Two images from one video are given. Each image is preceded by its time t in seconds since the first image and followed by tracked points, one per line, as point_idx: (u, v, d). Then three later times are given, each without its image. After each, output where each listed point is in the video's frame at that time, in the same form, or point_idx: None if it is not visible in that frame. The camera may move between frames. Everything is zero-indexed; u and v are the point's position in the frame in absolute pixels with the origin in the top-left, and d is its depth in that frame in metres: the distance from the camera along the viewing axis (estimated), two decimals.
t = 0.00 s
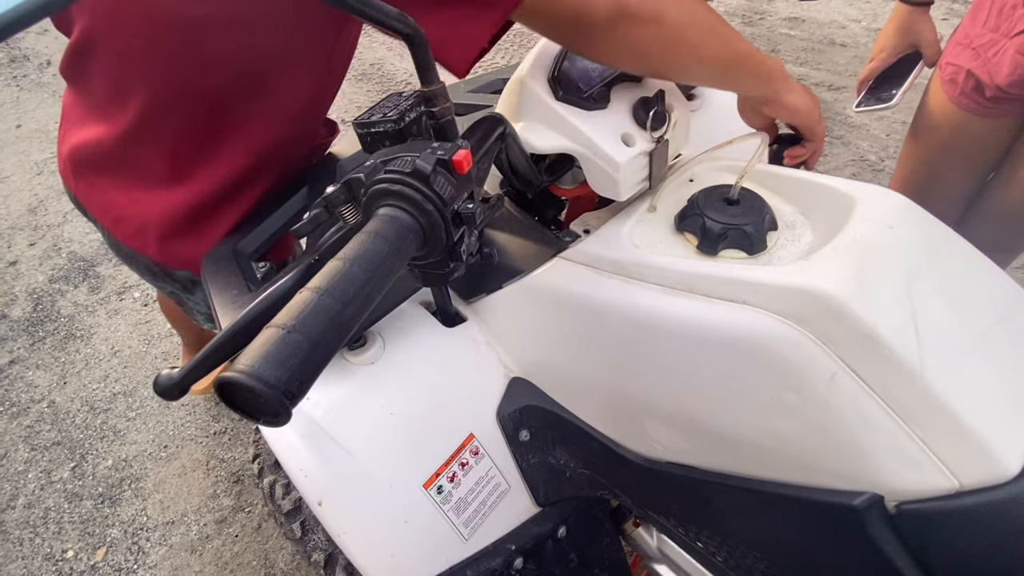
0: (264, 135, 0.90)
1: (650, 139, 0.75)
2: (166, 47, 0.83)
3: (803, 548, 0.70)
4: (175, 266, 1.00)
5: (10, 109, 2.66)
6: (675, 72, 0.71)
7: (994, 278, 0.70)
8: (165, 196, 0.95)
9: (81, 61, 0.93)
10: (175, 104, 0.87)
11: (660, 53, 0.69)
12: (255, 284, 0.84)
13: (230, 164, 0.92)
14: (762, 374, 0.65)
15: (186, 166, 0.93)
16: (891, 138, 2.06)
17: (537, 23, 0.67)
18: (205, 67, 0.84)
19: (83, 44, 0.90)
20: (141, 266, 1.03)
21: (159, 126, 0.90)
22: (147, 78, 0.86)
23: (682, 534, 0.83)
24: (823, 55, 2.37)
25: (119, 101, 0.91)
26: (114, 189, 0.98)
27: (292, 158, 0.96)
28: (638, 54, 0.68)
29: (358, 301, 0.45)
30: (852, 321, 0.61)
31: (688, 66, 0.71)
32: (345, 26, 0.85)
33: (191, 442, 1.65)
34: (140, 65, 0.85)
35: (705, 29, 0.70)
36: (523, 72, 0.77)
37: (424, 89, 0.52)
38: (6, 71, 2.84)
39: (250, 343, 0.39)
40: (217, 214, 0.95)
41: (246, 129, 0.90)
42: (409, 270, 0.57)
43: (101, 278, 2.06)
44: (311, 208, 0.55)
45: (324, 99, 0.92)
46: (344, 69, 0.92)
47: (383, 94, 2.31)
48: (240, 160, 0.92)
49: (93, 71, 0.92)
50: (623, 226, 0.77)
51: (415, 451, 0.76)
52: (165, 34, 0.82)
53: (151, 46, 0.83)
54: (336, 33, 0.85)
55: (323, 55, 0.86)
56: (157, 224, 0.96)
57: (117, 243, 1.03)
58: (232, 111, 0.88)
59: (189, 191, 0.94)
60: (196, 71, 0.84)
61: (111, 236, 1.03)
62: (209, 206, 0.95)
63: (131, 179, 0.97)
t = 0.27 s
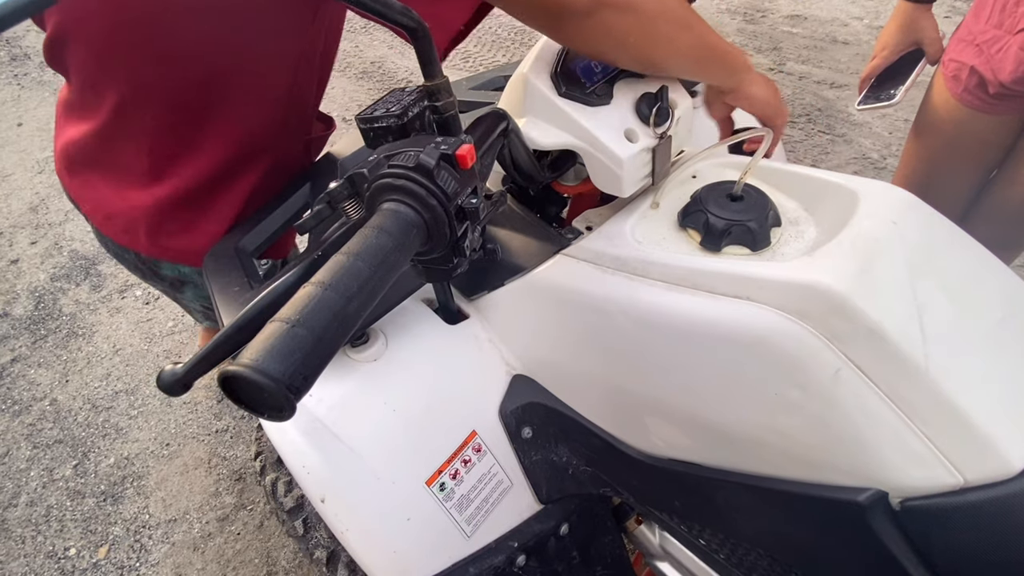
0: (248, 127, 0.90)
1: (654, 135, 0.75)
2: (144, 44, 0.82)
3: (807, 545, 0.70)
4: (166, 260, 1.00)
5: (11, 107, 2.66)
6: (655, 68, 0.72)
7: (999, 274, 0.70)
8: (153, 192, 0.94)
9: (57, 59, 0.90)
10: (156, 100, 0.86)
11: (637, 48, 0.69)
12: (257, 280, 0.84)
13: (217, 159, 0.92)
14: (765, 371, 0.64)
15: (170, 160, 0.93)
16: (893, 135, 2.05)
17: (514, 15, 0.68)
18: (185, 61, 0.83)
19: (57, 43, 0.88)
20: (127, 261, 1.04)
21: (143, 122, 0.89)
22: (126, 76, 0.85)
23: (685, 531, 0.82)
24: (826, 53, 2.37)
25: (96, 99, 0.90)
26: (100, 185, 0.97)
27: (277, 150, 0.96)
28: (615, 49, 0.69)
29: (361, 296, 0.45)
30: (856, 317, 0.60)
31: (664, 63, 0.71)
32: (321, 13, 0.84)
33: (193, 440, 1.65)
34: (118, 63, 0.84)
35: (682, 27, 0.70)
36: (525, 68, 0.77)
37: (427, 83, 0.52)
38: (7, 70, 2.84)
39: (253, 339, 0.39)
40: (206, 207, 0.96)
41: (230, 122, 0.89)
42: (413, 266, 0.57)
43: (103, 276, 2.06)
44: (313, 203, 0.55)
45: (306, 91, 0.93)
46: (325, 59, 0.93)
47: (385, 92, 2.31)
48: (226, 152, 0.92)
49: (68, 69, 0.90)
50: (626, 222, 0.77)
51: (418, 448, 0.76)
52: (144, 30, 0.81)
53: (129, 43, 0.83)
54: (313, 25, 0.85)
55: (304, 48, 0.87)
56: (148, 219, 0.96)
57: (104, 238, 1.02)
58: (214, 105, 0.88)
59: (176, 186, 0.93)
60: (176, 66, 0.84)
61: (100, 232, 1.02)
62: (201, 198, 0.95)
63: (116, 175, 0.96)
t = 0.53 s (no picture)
0: (241, 132, 0.89)
1: (654, 134, 0.75)
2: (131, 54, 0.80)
3: (807, 544, 0.69)
4: (168, 266, 0.99)
5: (12, 107, 2.66)
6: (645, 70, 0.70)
7: (1000, 273, 0.70)
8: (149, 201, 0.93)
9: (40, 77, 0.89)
10: (145, 111, 0.85)
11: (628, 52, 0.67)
12: (257, 278, 0.84)
13: (212, 166, 0.90)
14: (765, 370, 0.64)
15: (164, 169, 0.91)
16: (895, 134, 2.05)
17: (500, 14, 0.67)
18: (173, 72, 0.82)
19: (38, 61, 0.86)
20: (130, 268, 1.04)
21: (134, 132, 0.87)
22: (113, 87, 0.83)
23: (685, 531, 0.82)
24: (827, 52, 2.36)
25: (84, 111, 0.88)
26: (97, 195, 0.97)
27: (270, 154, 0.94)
28: (606, 52, 0.67)
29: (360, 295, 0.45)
30: (857, 316, 0.60)
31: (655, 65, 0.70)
32: (308, 13, 0.84)
33: (194, 440, 1.65)
34: (105, 75, 0.83)
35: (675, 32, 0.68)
36: (525, 67, 0.77)
37: (426, 81, 0.52)
38: (7, 70, 2.84)
39: (251, 337, 0.39)
40: (203, 213, 0.94)
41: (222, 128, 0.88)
42: (413, 265, 0.57)
43: (104, 276, 2.06)
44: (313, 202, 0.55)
45: (297, 92, 0.91)
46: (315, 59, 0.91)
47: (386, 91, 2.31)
48: (219, 159, 0.90)
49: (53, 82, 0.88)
50: (626, 221, 0.77)
51: (418, 447, 0.76)
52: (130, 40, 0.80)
53: (115, 54, 0.81)
54: (300, 26, 0.84)
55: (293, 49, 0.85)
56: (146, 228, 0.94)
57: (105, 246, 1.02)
58: (205, 111, 0.86)
59: (172, 192, 0.92)
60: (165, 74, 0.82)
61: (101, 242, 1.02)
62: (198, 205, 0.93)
63: (111, 184, 0.95)
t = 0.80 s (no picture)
0: (244, 135, 0.88)
1: (661, 133, 0.74)
2: (134, 60, 0.79)
3: (815, 545, 0.69)
4: (168, 266, 0.99)
5: (13, 106, 2.66)
6: (655, 72, 0.71)
7: (1010, 273, 0.69)
8: (151, 202, 0.93)
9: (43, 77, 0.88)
10: (147, 116, 0.84)
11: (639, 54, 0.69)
12: (262, 278, 0.83)
13: (214, 169, 0.90)
14: (774, 371, 0.64)
15: (165, 172, 0.91)
16: (898, 132, 2.04)
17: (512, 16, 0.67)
18: (175, 79, 0.81)
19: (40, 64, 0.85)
20: (129, 268, 1.03)
21: (137, 136, 0.87)
22: (116, 91, 0.83)
23: (692, 532, 0.82)
24: (830, 49, 2.36)
25: (86, 113, 0.88)
26: (97, 193, 0.96)
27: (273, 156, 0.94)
28: (618, 54, 0.68)
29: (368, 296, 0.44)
30: (868, 317, 0.60)
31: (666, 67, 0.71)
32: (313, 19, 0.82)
33: (197, 439, 1.65)
34: (108, 80, 0.82)
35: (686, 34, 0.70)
36: (531, 65, 0.76)
37: (435, 80, 0.51)
38: (8, 69, 2.83)
39: (260, 341, 0.38)
40: (203, 215, 0.94)
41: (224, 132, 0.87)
42: (420, 266, 0.56)
43: (106, 275, 2.05)
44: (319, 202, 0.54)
45: (300, 94, 0.91)
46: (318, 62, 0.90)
47: (387, 90, 2.30)
48: (221, 163, 0.89)
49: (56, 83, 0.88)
50: (633, 220, 0.77)
51: (423, 448, 0.76)
52: (133, 46, 0.79)
53: (118, 60, 0.80)
54: (304, 32, 0.83)
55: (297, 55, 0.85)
56: (147, 228, 0.94)
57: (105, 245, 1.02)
58: (208, 118, 0.86)
59: (172, 194, 0.91)
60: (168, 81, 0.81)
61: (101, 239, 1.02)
62: (200, 207, 0.93)
63: (112, 184, 0.95)
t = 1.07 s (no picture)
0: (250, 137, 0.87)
1: (662, 133, 0.73)
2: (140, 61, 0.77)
3: (818, 548, 0.68)
4: (168, 267, 0.97)
5: (11, 106, 2.65)
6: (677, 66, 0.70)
7: (1014, 273, 0.68)
8: (152, 202, 0.91)
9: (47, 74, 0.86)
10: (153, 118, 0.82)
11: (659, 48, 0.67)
12: (260, 279, 0.82)
13: (220, 169, 0.88)
14: (777, 373, 0.63)
15: (168, 174, 0.88)
16: (898, 130, 2.04)
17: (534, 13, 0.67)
18: (184, 77, 0.79)
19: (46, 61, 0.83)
20: (129, 268, 1.01)
21: (142, 136, 0.85)
22: (121, 94, 0.81)
23: (693, 533, 0.81)
24: (830, 47, 2.35)
25: (89, 114, 0.86)
26: (98, 191, 0.94)
27: (278, 158, 0.92)
28: (636, 47, 0.67)
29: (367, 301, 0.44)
30: (872, 318, 0.59)
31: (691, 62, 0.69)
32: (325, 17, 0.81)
33: (196, 440, 1.64)
34: (113, 82, 0.80)
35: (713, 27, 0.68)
36: (530, 64, 0.76)
37: (434, 80, 0.51)
38: (6, 68, 2.82)
39: (255, 348, 0.37)
40: (203, 218, 0.92)
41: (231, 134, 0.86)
42: (419, 269, 0.56)
43: (105, 275, 2.05)
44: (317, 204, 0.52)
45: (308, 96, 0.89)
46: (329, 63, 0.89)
47: (386, 88, 2.29)
48: (227, 166, 0.88)
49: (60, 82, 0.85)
50: (635, 220, 0.76)
51: (423, 450, 0.75)
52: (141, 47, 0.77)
53: (125, 60, 0.78)
54: (317, 30, 0.81)
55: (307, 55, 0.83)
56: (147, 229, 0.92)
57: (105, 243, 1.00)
58: (215, 120, 0.84)
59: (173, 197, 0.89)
60: (176, 83, 0.79)
61: (100, 238, 1.00)
62: (203, 208, 0.91)
63: (114, 182, 0.93)
